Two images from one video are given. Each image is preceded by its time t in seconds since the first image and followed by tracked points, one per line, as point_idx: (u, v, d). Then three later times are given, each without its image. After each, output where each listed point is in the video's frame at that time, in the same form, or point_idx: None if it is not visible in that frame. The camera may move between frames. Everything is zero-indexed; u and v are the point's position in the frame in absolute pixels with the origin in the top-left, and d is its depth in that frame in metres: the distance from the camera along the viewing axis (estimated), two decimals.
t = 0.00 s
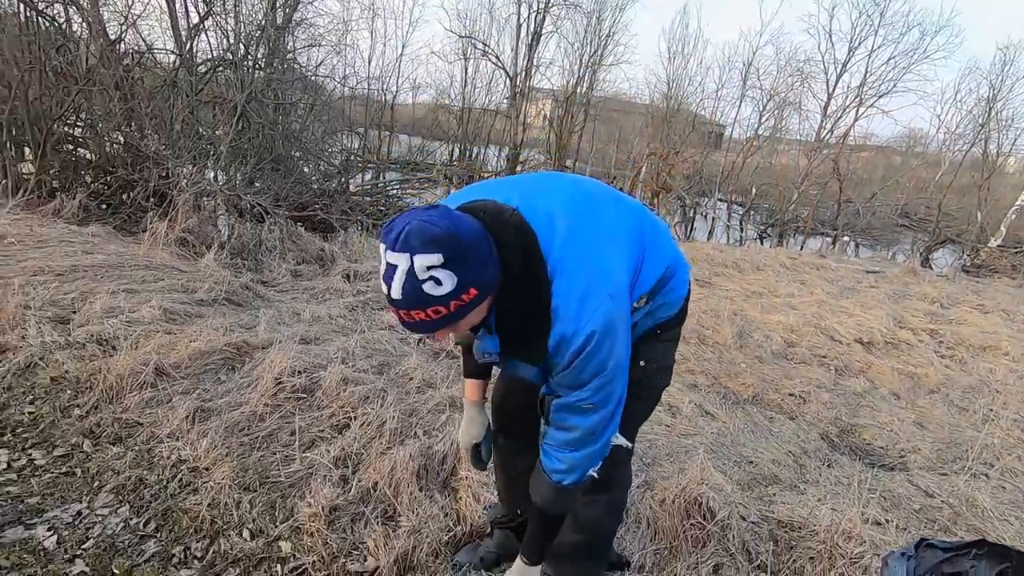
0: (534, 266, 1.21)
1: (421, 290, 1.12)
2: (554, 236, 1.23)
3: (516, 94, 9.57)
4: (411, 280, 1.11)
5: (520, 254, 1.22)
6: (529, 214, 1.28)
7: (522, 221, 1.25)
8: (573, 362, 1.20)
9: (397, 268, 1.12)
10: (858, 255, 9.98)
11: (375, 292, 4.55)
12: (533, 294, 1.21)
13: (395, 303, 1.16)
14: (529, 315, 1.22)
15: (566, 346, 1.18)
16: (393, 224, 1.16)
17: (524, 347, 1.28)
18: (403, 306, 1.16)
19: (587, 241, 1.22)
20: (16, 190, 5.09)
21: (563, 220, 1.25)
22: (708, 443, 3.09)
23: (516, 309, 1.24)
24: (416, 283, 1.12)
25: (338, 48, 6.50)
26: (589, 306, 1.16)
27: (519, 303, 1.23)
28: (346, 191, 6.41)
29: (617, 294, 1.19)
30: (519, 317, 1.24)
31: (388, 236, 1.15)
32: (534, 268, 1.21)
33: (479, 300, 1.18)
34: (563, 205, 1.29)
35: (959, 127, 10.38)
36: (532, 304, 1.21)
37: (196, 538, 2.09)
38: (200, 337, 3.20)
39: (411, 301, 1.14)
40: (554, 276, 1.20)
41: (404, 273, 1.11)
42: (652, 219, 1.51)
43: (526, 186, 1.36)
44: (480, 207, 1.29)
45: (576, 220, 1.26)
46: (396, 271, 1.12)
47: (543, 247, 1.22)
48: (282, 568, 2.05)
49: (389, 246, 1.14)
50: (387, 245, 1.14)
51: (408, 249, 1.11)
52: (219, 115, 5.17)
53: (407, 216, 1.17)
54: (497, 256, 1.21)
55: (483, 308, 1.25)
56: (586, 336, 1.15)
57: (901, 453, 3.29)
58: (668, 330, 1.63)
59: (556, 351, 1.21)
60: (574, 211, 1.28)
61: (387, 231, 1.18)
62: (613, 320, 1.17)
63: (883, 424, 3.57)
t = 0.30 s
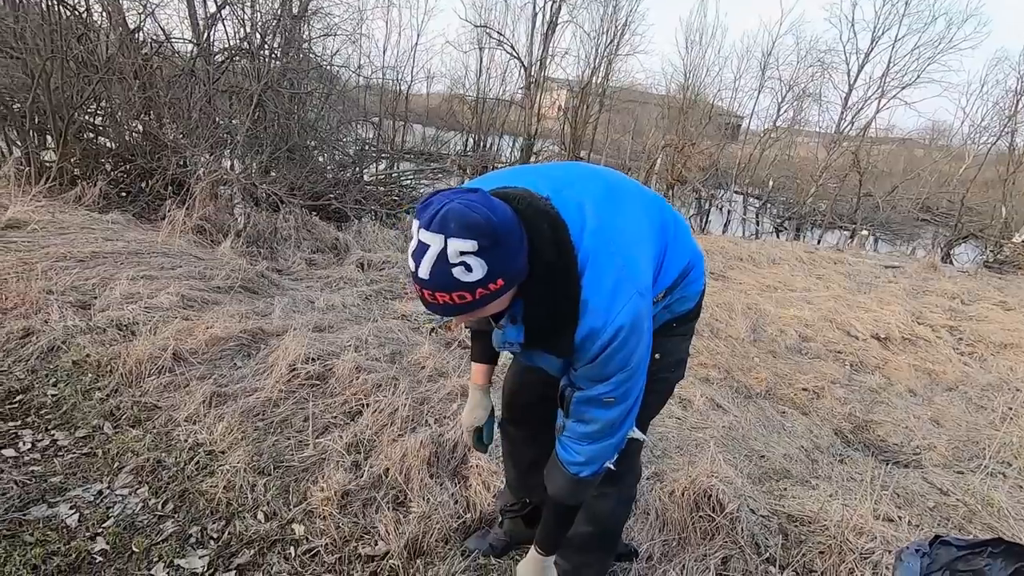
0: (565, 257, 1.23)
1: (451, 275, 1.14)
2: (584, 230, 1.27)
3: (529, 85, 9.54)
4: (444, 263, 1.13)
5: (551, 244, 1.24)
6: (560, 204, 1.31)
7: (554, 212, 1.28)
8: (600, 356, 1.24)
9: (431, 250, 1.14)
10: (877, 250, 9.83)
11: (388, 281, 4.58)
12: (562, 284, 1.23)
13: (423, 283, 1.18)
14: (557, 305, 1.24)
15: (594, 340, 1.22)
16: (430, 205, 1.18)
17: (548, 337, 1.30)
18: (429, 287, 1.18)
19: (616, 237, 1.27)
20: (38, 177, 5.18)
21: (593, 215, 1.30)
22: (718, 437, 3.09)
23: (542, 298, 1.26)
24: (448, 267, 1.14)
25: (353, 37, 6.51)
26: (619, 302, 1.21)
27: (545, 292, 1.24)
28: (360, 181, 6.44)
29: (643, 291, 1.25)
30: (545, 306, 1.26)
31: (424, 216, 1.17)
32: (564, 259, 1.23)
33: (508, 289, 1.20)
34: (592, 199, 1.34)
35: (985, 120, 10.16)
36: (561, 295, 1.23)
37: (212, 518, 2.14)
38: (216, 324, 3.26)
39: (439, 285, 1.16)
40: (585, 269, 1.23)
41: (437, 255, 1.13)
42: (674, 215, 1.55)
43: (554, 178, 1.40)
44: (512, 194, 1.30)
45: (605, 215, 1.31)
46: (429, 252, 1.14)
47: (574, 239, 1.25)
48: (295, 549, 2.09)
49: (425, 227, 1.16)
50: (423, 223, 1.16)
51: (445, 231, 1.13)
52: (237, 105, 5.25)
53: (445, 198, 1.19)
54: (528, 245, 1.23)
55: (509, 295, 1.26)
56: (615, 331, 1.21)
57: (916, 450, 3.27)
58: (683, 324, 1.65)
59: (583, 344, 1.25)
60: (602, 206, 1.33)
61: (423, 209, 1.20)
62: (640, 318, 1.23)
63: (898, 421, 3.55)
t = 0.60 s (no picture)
0: (581, 244, 1.25)
1: (469, 257, 1.15)
2: (601, 216, 1.28)
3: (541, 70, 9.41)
4: (462, 246, 1.15)
5: (568, 231, 1.25)
6: (576, 191, 1.32)
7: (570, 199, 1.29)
8: (616, 343, 1.26)
9: (449, 233, 1.15)
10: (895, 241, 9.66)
11: (399, 267, 4.60)
12: (579, 271, 1.24)
13: (443, 267, 1.20)
14: (574, 293, 1.26)
15: (611, 326, 1.24)
16: (448, 188, 1.20)
17: (567, 324, 1.31)
18: (449, 270, 1.19)
19: (632, 224, 1.28)
20: (56, 161, 5.24)
21: (609, 202, 1.30)
22: (728, 426, 3.09)
23: (559, 286, 1.27)
24: (466, 250, 1.15)
25: (366, 22, 6.48)
26: (634, 289, 1.23)
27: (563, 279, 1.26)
28: (373, 166, 6.44)
29: (659, 277, 1.26)
30: (562, 294, 1.27)
31: (442, 201, 1.19)
32: (581, 246, 1.24)
33: (525, 275, 1.22)
34: (609, 186, 1.34)
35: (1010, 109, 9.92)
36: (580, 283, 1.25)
37: (227, 497, 2.19)
38: (231, 307, 3.30)
39: (459, 267, 1.17)
40: (601, 257, 1.24)
41: (456, 238, 1.14)
42: (691, 201, 1.55)
43: (571, 165, 1.41)
44: (529, 181, 1.31)
45: (621, 202, 1.31)
46: (447, 235, 1.15)
47: (590, 226, 1.27)
48: (307, 528, 2.14)
49: (442, 210, 1.17)
50: (442, 206, 1.17)
51: (462, 214, 1.14)
52: (250, 90, 5.31)
53: (462, 181, 1.20)
54: (547, 232, 1.24)
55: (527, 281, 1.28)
56: (631, 318, 1.22)
57: (929, 443, 3.25)
58: (700, 312, 1.66)
59: (599, 331, 1.26)
60: (618, 192, 1.34)
61: (441, 193, 1.21)
62: (655, 305, 1.24)
63: (911, 414, 3.52)
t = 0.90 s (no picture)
0: (603, 218, 1.22)
1: (511, 241, 1.13)
2: (622, 189, 1.25)
3: (551, 51, 9.24)
4: (502, 232, 1.12)
5: (589, 205, 1.22)
6: (594, 164, 1.29)
7: (591, 172, 1.25)
8: (641, 318, 1.24)
9: (486, 222, 1.12)
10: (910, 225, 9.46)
11: (408, 248, 4.58)
12: (603, 246, 1.22)
13: (484, 259, 1.17)
14: (597, 269, 1.24)
15: (636, 301, 1.23)
16: (470, 179, 1.16)
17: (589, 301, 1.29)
18: (493, 261, 1.16)
19: (653, 198, 1.26)
20: (65, 140, 5.25)
21: (629, 175, 1.28)
22: (737, 408, 3.07)
23: (583, 264, 1.25)
24: (506, 235, 1.12)
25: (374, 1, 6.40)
26: (659, 263, 1.21)
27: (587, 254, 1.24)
28: (381, 147, 6.38)
29: (682, 251, 1.26)
30: (587, 268, 1.25)
31: (466, 193, 1.15)
32: (603, 221, 1.22)
33: (558, 257, 1.20)
34: (627, 159, 1.32)
35: None
36: (604, 259, 1.23)
37: (236, 470, 2.21)
38: (240, 285, 3.31)
39: (503, 255, 1.15)
40: (624, 231, 1.23)
41: (493, 226, 1.12)
42: (707, 173, 1.52)
43: (586, 139, 1.38)
44: (546, 157, 1.28)
45: (641, 175, 1.29)
46: (484, 225, 1.12)
47: (612, 199, 1.24)
48: (316, 502, 2.15)
49: (471, 202, 1.14)
50: (469, 198, 1.14)
51: (494, 200, 1.11)
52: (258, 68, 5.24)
53: (482, 171, 1.17)
54: (574, 205, 1.20)
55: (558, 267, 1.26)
56: (656, 292, 1.21)
57: (939, 428, 3.21)
58: (716, 288, 1.63)
59: (624, 305, 1.25)
60: (636, 165, 1.31)
61: (463, 185, 1.18)
62: (679, 279, 1.23)
63: (923, 398, 3.48)
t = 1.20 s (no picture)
0: (634, 173, 1.16)
1: (548, 200, 1.05)
2: (651, 144, 1.20)
3: (559, 25, 9.00)
4: (539, 189, 1.04)
5: (619, 159, 1.15)
6: (619, 117, 1.23)
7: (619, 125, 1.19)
8: (669, 279, 1.21)
9: (520, 178, 1.04)
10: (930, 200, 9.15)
11: (414, 224, 4.48)
12: (631, 202, 1.16)
13: (517, 220, 1.08)
14: (625, 227, 1.18)
15: (665, 260, 1.19)
16: (502, 133, 1.08)
17: (612, 261, 1.23)
18: (526, 221, 1.08)
19: (681, 153, 1.22)
20: (70, 115, 5.23)
21: (657, 129, 1.23)
22: (750, 382, 3.02)
23: (611, 222, 1.18)
24: (542, 193, 1.04)
25: None
26: (689, 220, 1.18)
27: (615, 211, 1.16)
28: (385, 125, 6.14)
29: (708, 209, 1.23)
30: (613, 229, 1.18)
31: (498, 147, 1.07)
32: (634, 176, 1.16)
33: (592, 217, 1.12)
34: (651, 113, 1.26)
35: None
36: (631, 217, 1.16)
37: (244, 438, 2.21)
38: (246, 257, 3.29)
39: (538, 215, 1.06)
40: (655, 187, 1.18)
41: (530, 183, 1.03)
42: (725, 127, 1.47)
43: (606, 92, 1.31)
44: (571, 111, 1.20)
45: (666, 129, 1.24)
46: (518, 182, 1.04)
47: (641, 154, 1.18)
48: (324, 469, 2.15)
49: (503, 157, 1.05)
50: (502, 154, 1.05)
51: (530, 154, 1.03)
52: (262, 41, 5.17)
53: (513, 125, 1.08)
54: (606, 161, 1.13)
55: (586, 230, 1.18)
56: (686, 251, 1.17)
57: (953, 403, 3.14)
58: (732, 247, 1.58)
59: (652, 266, 1.20)
60: (661, 119, 1.26)
61: (493, 141, 1.09)
62: (708, 240, 1.20)
63: (938, 373, 3.40)
